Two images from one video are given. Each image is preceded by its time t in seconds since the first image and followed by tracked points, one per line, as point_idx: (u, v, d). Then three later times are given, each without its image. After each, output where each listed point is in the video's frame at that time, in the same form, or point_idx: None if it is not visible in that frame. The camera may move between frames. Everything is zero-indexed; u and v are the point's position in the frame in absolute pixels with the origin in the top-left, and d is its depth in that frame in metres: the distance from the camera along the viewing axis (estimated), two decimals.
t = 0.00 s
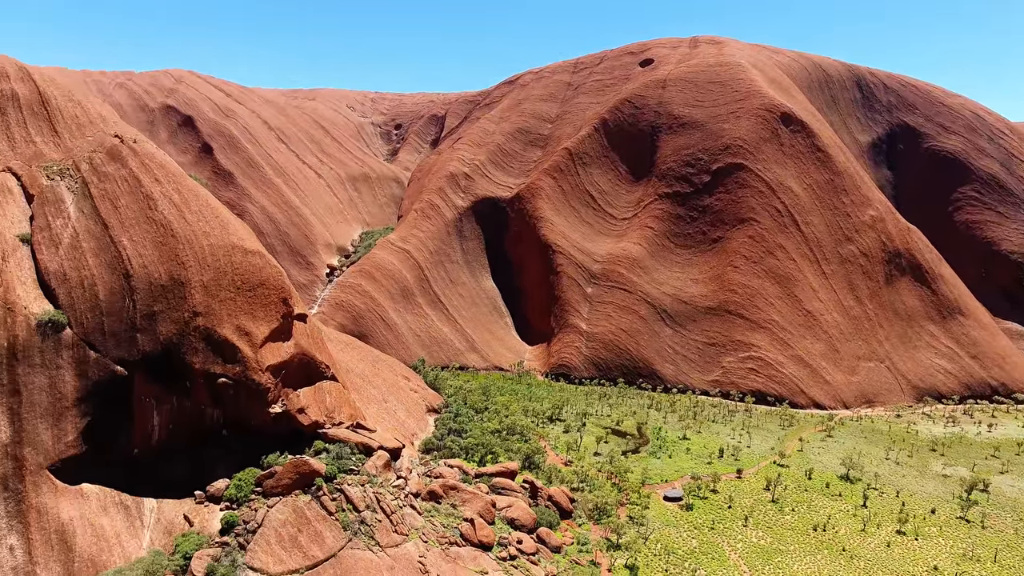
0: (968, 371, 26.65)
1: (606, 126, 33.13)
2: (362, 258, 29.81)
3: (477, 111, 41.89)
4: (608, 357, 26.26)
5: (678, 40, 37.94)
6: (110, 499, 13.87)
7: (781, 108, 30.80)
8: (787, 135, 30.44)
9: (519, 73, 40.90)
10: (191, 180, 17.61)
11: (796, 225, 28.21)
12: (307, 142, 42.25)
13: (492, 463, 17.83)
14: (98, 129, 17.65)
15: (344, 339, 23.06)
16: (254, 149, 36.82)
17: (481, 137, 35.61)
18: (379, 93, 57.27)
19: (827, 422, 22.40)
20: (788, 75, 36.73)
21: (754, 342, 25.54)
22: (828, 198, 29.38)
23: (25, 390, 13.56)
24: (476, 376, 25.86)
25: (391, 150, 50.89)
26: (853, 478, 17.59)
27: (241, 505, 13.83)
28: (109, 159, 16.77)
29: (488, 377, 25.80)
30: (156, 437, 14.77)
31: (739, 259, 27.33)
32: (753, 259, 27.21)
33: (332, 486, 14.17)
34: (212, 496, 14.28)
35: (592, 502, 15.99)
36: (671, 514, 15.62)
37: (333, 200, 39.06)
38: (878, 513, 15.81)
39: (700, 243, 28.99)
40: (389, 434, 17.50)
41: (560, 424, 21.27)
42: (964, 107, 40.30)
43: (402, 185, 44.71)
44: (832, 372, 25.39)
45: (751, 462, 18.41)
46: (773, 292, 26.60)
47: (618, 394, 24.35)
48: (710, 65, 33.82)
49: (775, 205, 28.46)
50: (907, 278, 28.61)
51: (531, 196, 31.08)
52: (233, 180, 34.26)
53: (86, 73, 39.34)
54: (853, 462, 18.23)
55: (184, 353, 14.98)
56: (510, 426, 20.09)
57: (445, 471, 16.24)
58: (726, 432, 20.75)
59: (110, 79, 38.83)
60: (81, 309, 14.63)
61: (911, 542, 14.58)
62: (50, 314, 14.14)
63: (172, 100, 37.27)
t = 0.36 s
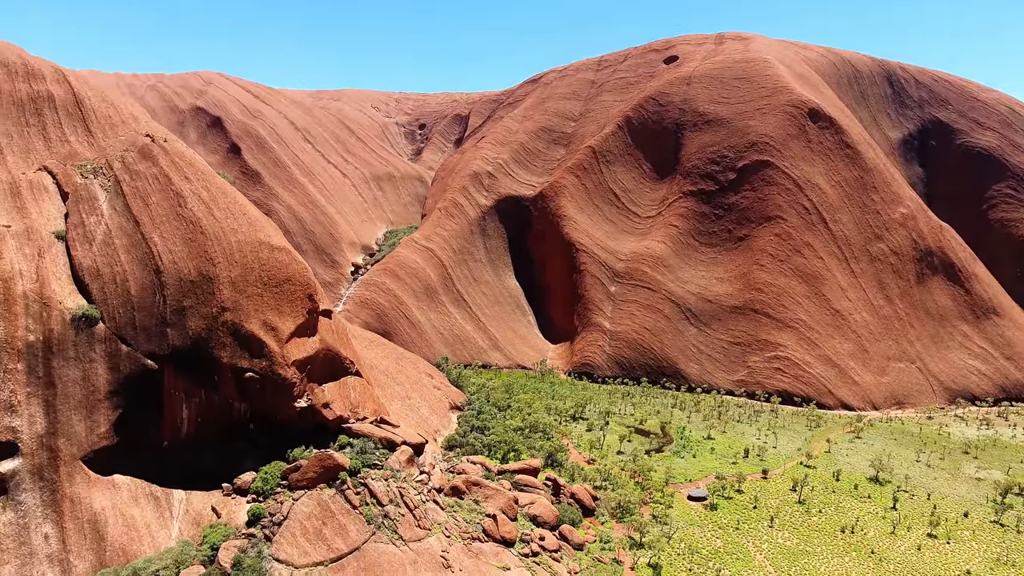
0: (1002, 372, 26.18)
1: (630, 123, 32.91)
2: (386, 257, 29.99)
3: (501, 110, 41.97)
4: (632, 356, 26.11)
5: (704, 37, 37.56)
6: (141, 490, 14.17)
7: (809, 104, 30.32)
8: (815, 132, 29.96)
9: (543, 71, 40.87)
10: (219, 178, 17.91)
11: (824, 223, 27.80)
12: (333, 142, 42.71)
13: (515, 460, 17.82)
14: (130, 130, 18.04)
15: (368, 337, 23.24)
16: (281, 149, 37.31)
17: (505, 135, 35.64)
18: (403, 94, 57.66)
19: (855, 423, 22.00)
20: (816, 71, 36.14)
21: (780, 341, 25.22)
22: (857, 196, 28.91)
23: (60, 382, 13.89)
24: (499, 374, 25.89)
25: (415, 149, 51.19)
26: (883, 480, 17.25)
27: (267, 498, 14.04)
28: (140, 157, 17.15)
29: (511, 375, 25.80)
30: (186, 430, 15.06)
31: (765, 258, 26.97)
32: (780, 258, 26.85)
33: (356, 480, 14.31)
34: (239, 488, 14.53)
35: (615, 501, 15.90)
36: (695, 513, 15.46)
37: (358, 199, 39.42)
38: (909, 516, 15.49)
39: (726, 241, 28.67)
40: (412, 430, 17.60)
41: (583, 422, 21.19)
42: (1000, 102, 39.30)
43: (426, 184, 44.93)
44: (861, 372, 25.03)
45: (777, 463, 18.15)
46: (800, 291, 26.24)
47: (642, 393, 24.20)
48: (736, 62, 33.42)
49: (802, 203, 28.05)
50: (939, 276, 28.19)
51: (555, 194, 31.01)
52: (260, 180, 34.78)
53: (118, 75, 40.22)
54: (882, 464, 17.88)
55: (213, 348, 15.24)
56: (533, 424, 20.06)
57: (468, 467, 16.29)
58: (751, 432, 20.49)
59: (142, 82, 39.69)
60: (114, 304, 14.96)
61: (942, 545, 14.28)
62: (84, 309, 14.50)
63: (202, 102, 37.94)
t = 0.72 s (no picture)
0: None
1: (652, 121, 32.69)
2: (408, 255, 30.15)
3: (522, 109, 41.99)
4: (653, 355, 25.96)
5: (728, 33, 37.18)
6: (167, 482, 14.43)
7: (835, 100, 29.85)
8: (841, 129, 29.50)
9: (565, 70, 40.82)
10: (244, 176, 18.17)
11: (851, 221, 27.40)
12: (356, 142, 43.09)
13: (535, 457, 17.80)
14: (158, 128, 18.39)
15: (390, 334, 23.41)
16: (304, 149, 37.75)
17: (527, 134, 35.65)
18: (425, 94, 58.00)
19: (882, 424, 21.61)
20: (842, 67, 35.58)
21: (805, 341, 24.91)
22: (884, 193, 28.48)
23: (90, 376, 14.16)
24: (520, 372, 25.91)
25: (437, 149, 51.44)
26: (910, 481, 16.93)
27: (290, 491, 14.21)
28: (168, 156, 17.48)
29: (532, 373, 25.78)
30: (211, 424, 15.31)
31: (789, 256, 26.65)
32: (805, 256, 26.50)
33: (377, 475, 14.42)
34: (263, 482, 14.74)
35: (636, 499, 15.81)
36: (717, 513, 15.31)
37: (380, 199, 39.71)
38: (937, 518, 15.19)
39: (749, 239, 28.36)
40: (433, 425, 17.72)
41: (604, 421, 21.10)
42: None
43: (447, 183, 45.08)
44: (888, 373, 24.66)
45: (801, 463, 17.90)
46: (826, 290, 25.91)
47: (663, 392, 24.04)
48: (760, 58, 33.01)
49: (828, 200, 27.66)
50: (969, 275, 27.84)
51: (576, 192, 30.92)
52: (284, 179, 35.21)
53: (147, 78, 41.02)
54: (910, 465, 17.56)
55: (237, 342, 15.45)
56: (553, 422, 20.02)
57: (489, 463, 16.33)
58: (775, 433, 20.23)
59: (170, 83, 40.41)
60: (142, 300, 15.26)
61: (971, 549, 14.00)
62: (113, 304, 14.79)
63: (228, 103, 38.53)
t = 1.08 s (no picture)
0: None
1: (678, 118, 32.39)
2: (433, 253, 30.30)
3: (547, 108, 41.95)
4: (678, 354, 25.78)
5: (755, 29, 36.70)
6: (196, 474, 14.65)
7: (865, 96, 29.28)
8: (872, 124, 28.95)
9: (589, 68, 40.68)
10: (272, 173, 18.44)
11: (881, 218, 26.99)
12: (381, 142, 43.48)
13: (559, 455, 17.77)
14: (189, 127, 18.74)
15: (415, 331, 23.57)
16: (331, 149, 38.19)
17: (551, 132, 35.57)
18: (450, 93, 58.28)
19: (914, 426, 21.15)
20: (874, 62, 34.90)
21: (834, 341, 24.53)
22: (916, 189, 28.05)
23: (123, 369, 14.49)
24: (544, 371, 25.90)
25: (461, 148, 51.66)
26: (943, 484, 16.54)
27: (316, 484, 14.35)
28: (198, 154, 17.81)
29: (556, 372, 25.75)
30: (240, 417, 15.75)
31: (818, 254, 26.24)
32: (835, 255, 26.08)
33: (402, 469, 14.51)
34: (289, 474, 14.90)
35: (661, 498, 15.69)
36: (743, 513, 15.12)
37: (405, 198, 40.01)
38: (971, 522, 14.84)
39: (777, 237, 27.97)
40: (457, 422, 17.78)
41: (629, 419, 20.96)
42: None
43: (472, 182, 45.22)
44: (920, 373, 24.31)
45: (829, 464, 17.60)
46: (856, 289, 25.49)
47: (689, 391, 23.84)
48: (789, 53, 32.50)
49: (858, 198, 27.24)
50: (1004, 274, 27.42)
51: (601, 191, 30.79)
52: (311, 179, 35.62)
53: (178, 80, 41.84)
54: (943, 468, 17.17)
55: (264, 337, 15.69)
56: (577, 420, 19.95)
57: (512, 460, 16.37)
58: (803, 433, 19.91)
59: (200, 85, 41.11)
60: (173, 295, 15.57)
61: (1007, 554, 13.66)
62: (145, 299, 15.14)
63: (256, 104, 39.13)
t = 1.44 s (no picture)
0: None
1: (705, 115, 32.06)
2: (457, 252, 30.40)
3: (572, 106, 41.85)
4: (704, 353, 25.53)
5: (784, 24, 36.16)
6: (226, 466, 14.91)
7: (898, 90, 28.68)
8: (905, 119, 28.38)
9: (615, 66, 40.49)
10: (300, 171, 18.69)
11: (914, 216, 26.43)
12: (407, 142, 43.80)
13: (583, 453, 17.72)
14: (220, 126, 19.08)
15: (439, 329, 23.69)
16: (358, 149, 38.57)
17: (576, 130, 35.46)
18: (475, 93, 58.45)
19: (948, 428, 20.65)
20: (907, 56, 34.16)
21: (865, 341, 24.06)
22: (951, 186, 27.51)
23: (155, 362, 14.82)
24: (569, 369, 25.82)
25: (486, 147, 51.80)
26: (978, 487, 16.14)
27: (342, 478, 14.52)
28: (229, 153, 18.14)
29: (580, 370, 25.66)
30: (267, 411, 15.97)
31: (848, 253, 25.78)
32: (865, 253, 25.59)
33: (427, 464, 14.66)
34: (316, 468, 15.08)
35: (686, 497, 15.55)
36: (770, 513, 14.91)
37: (430, 197, 40.23)
38: (1007, 526, 14.45)
39: (806, 236, 27.54)
40: (481, 418, 17.86)
41: (654, 418, 20.81)
42: None
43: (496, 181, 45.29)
44: (955, 374, 23.79)
45: (860, 466, 17.25)
46: (888, 288, 24.98)
47: (715, 391, 23.59)
48: (819, 48, 31.97)
49: (890, 195, 26.68)
50: None
51: (626, 188, 30.60)
52: (338, 178, 36.00)
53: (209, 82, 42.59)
54: (978, 471, 16.74)
55: (292, 332, 15.88)
56: (602, 418, 19.87)
57: (537, 457, 16.38)
58: (832, 434, 19.56)
59: (230, 87, 41.78)
60: (203, 291, 15.88)
61: None
62: (176, 295, 15.47)
63: (285, 105, 39.66)
